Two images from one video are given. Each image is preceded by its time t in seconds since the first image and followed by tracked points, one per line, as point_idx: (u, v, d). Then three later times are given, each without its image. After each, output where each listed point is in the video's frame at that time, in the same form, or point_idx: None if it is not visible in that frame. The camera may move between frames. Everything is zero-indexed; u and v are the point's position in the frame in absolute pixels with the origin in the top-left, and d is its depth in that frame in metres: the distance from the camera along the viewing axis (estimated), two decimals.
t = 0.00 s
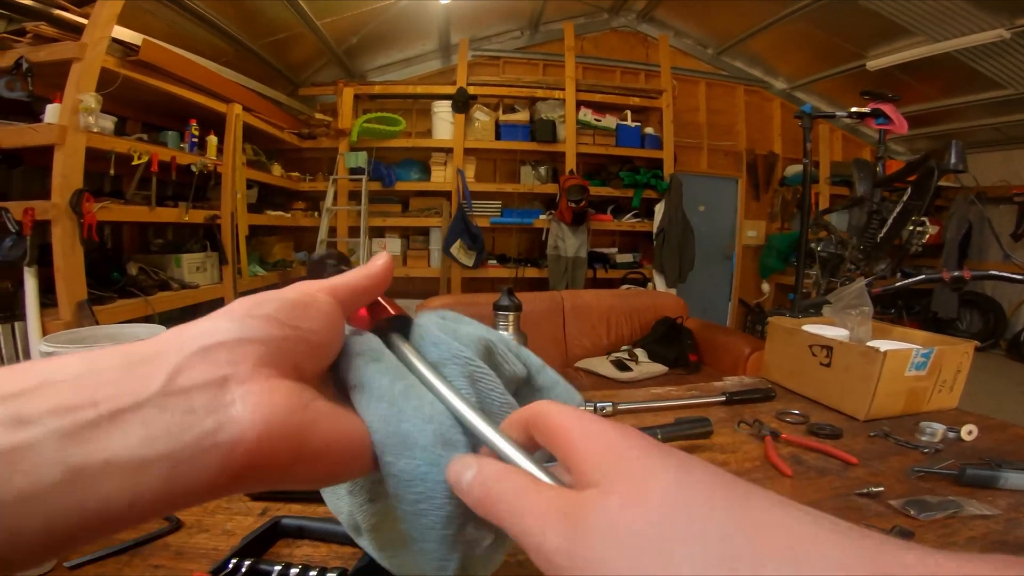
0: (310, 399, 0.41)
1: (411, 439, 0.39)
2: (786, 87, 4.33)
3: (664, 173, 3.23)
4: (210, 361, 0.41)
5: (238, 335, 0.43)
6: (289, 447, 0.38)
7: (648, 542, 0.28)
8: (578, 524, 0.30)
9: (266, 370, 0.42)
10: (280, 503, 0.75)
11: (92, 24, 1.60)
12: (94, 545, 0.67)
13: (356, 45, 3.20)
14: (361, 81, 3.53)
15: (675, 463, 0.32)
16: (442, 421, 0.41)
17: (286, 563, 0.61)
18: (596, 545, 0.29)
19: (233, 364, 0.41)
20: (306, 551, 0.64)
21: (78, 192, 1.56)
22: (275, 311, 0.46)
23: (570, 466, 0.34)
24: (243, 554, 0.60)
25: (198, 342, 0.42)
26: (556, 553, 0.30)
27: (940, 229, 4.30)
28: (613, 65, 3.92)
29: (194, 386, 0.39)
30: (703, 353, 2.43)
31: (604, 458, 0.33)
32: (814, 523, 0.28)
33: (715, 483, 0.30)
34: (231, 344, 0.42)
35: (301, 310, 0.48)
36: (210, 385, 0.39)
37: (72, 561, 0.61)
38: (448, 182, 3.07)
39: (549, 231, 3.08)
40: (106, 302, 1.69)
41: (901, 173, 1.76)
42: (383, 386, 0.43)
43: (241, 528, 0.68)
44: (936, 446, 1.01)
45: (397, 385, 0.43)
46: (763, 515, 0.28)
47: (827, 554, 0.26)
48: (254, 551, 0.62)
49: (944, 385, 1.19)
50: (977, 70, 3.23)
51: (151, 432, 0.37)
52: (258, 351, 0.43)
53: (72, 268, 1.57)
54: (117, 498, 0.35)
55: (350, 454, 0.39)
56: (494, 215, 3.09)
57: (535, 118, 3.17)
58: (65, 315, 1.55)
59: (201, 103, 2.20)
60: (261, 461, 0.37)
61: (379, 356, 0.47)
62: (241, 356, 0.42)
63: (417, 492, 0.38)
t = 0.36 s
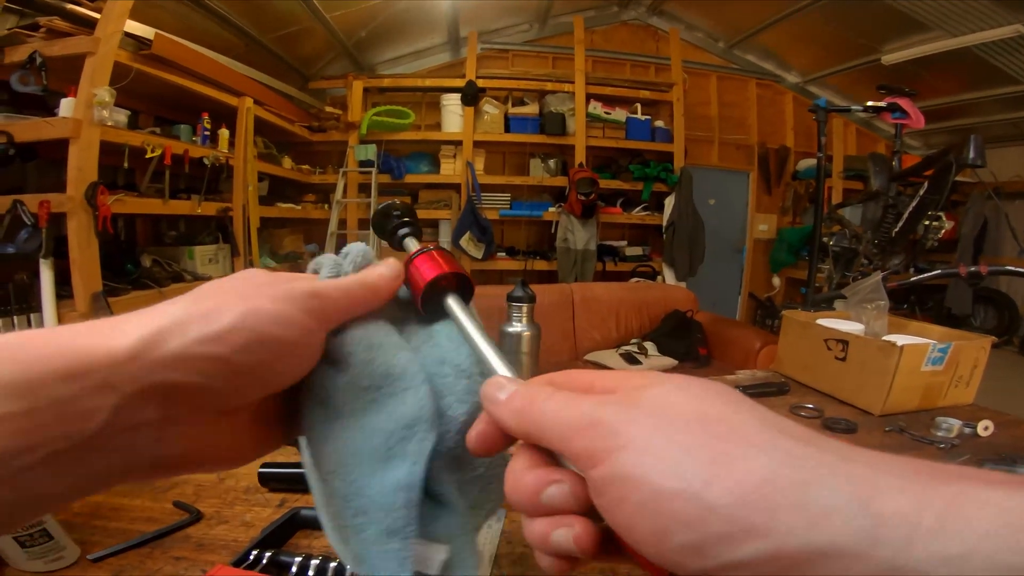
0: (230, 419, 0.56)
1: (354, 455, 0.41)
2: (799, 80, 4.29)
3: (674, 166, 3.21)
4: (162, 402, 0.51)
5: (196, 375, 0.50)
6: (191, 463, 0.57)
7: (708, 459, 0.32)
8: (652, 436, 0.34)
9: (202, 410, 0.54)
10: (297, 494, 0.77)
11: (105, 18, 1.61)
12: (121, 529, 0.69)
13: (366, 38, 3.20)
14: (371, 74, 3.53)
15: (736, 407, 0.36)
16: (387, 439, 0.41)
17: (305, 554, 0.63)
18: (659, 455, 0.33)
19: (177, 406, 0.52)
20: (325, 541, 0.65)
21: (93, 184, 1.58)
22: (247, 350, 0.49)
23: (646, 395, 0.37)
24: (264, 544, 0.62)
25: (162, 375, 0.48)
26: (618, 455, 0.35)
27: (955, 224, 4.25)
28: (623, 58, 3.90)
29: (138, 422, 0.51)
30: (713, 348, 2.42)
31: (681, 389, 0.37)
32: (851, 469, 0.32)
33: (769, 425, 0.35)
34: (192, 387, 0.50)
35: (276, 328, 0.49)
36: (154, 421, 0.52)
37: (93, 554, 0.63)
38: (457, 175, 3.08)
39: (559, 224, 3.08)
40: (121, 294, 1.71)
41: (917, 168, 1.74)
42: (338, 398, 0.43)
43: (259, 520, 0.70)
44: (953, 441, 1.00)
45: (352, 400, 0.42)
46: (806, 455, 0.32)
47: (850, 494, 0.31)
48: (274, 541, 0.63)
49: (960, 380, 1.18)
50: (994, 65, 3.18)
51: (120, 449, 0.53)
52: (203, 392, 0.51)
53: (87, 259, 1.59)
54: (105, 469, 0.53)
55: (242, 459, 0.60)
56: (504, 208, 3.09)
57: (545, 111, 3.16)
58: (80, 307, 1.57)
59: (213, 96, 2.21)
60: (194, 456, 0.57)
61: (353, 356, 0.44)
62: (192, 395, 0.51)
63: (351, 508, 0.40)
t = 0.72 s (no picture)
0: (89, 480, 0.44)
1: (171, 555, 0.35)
2: (803, 79, 4.27)
3: (677, 165, 3.21)
4: None
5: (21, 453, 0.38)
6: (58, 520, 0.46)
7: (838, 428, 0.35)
8: (778, 404, 0.36)
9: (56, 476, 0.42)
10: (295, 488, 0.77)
11: (109, 16, 1.61)
12: (121, 524, 0.69)
13: (369, 36, 3.20)
14: (373, 72, 3.53)
15: (861, 378, 0.37)
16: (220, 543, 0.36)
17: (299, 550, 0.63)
18: (786, 422, 0.36)
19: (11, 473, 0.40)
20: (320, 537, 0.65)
21: (98, 181, 1.58)
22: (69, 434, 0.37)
23: (769, 366, 0.39)
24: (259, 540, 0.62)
25: None
26: (741, 420, 0.37)
27: (959, 224, 4.22)
28: (626, 56, 3.89)
29: None
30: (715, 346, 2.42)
31: (809, 359, 0.38)
32: (964, 442, 0.34)
33: (894, 397, 0.36)
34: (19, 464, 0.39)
35: (104, 417, 0.36)
36: None
37: (94, 547, 0.63)
38: (460, 172, 3.08)
39: (561, 222, 3.07)
40: (125, 290, 1.72)
41: (920, 168, 1.73)
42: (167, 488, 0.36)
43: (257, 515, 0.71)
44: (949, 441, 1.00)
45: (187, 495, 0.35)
46: (930, 428, 0.34)
47: (966, 465, 0.33)
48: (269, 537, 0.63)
49: (959, 380, 1.18)
50: (1000, 64, 3.16)
51: None
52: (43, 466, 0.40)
53: (91, 256, 1.59)
54: None
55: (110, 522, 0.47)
56: (506, 205, 3.09)
57: (547, 109, 3.16)
58: (85, 303, 1.58)
59: (216, 93, 2.22)
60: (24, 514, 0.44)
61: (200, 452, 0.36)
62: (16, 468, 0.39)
63: None
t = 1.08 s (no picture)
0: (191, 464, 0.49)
1: (391, 520, 0.40)
2: (805, 79, 4.26)
3: (678, 164, 3.20)
4: (61, 439, 0.44)
5: (99, 408, 0.44)
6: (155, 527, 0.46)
7: (635, 540, 0.28)
8: (579, 512, 0.30)
9: (130, 455, 0.46)
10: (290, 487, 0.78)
11: (110, 14, 1.61)
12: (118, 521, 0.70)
13: (371, 34, 3.20)
14: (376, 70, 3.54)
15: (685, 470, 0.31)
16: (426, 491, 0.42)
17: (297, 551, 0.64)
18: (580, 535, 0.30)
19: (94, 443, 0.45)
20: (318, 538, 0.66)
21: (100, 179, 1.58)
22: (153, 376, 0.45)
23: (572, 465, 0.32)
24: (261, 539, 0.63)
25: (55, 413, 0.44)
26: (542, 536, 0.31)
27: (961, 224, 4.21)
28: (628, 55, 3.88)
29: (37, 470, 0.43)
30: (715, 346, 2.41)
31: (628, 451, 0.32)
32: (814, 529, 0.28)
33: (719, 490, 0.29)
34: (89, 427, 0.44)
35: (190, 359, 0.46)
36: (65, 467, 0.44)
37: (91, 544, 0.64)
38: (461, 171, 3.08)
39: (561, 221, 3.07)
40: (126, 289, 1.72)
41: (921, 167, 1.71)
42: (354, 467, 0.42)
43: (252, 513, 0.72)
44: (947, 442, 0.99)
45: (372, 459, 0.42)
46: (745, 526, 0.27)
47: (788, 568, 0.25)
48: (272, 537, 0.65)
49: (957, 381, 1.18)
50: (1003, 64, 3.15)
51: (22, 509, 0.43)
52: (132, 435, 0.46)
53: (92, 255, 1.60)
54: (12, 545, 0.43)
55: (208, 525, 0.47)
56: (507, 205, 3.09)
57: (548, 108, 3.16)
58: (86, 301, 1.58)
59: (217, 92, 2.22)
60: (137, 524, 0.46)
61: (352, 418, 0.44)
62: (99, 437, 0.44)
63: (411, 567, 0.39)
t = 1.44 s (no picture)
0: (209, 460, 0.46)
1: (400, 525, 0.42)
2: (805, 80, 4.26)
3: (678, 166, 3.20)
4: (86, 430, 0.40)
5: (130, 397, 0.41)
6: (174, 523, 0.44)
7: (734, 485, 0.35)
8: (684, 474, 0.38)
9: (152, 450, 0.42)
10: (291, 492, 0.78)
11: (111, 17, 1.61)
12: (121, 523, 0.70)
13: (371, 37, 3.21)
14: (375, 73, 3.54)
15: (775, 433, 0.38)
16: (436, 502, 0.42)
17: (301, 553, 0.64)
18: (693, 483, 0.37)
19: (119, 433, 0.41)
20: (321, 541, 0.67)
21: (100, 183, 1.60)
22: (184, 371, 0.42)
23: (685, 434, 0.40)
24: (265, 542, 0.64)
25: (84, 402, 0.40)
26: (662, 488, 0.38)
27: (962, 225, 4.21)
28: (627, 57, 3.89)
29: (60, 457, 0.40)
30: (716, 348, 2.41)
31: (723, 421, 0.40)
32: (871, 485, 0.33)
33: (802, 447, 0.36)
34: (118, 418, 0.41)
35: (241, 355, 0.43)
36: (86, 457, 0.40)
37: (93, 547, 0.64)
38: (461, 174, 3.08)
39: (562, 223, 3.07)
40: (127, 291, 1.72)
41: (921, 168, 1.71)
42: (373, 469, 0.42)
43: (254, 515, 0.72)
44: (948, 443, 0.99)
45: (391, 463, 0.42)
46: (823, 474, 0.34)
47: (861, 511, 0.32)
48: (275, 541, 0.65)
49: (958, 382, 1.17)
50: (1003, 65, 3.14)
51: (42, 496, 0.40)
52: (160, 430, 0.42)
53: (94, 257, 1.59)
54: (31, 532, 0.40)
55: (230, 518, 0.47)
56: (507, 207, 3.09)
57: (549, 110, 3.16)
58: (87, 304, 1.58)
59: (217, 95, 2.22)
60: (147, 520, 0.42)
61: (376, 422, 0.42)
62: (134, 427, 0.41)
63: (413, 564, 0.43)
